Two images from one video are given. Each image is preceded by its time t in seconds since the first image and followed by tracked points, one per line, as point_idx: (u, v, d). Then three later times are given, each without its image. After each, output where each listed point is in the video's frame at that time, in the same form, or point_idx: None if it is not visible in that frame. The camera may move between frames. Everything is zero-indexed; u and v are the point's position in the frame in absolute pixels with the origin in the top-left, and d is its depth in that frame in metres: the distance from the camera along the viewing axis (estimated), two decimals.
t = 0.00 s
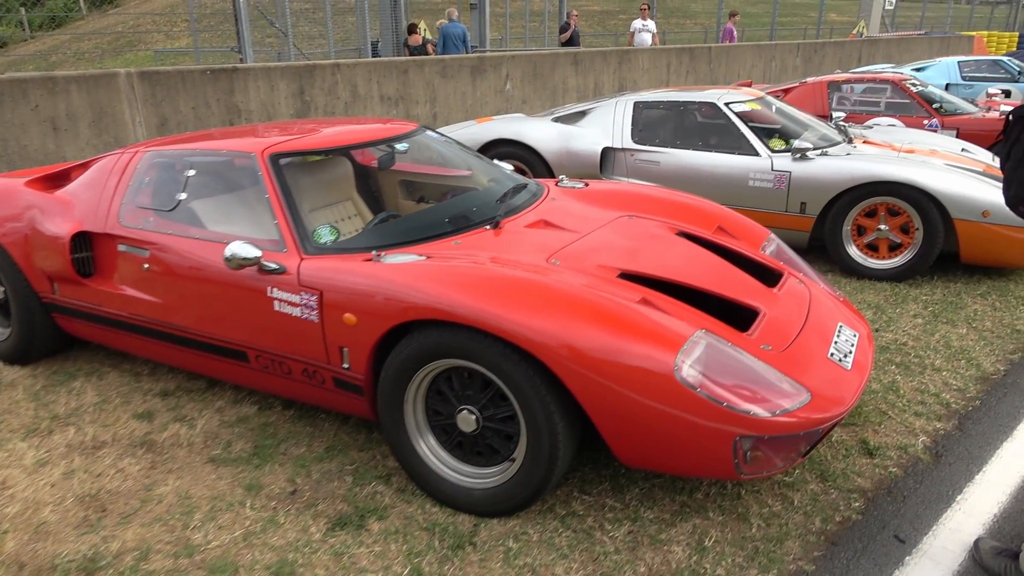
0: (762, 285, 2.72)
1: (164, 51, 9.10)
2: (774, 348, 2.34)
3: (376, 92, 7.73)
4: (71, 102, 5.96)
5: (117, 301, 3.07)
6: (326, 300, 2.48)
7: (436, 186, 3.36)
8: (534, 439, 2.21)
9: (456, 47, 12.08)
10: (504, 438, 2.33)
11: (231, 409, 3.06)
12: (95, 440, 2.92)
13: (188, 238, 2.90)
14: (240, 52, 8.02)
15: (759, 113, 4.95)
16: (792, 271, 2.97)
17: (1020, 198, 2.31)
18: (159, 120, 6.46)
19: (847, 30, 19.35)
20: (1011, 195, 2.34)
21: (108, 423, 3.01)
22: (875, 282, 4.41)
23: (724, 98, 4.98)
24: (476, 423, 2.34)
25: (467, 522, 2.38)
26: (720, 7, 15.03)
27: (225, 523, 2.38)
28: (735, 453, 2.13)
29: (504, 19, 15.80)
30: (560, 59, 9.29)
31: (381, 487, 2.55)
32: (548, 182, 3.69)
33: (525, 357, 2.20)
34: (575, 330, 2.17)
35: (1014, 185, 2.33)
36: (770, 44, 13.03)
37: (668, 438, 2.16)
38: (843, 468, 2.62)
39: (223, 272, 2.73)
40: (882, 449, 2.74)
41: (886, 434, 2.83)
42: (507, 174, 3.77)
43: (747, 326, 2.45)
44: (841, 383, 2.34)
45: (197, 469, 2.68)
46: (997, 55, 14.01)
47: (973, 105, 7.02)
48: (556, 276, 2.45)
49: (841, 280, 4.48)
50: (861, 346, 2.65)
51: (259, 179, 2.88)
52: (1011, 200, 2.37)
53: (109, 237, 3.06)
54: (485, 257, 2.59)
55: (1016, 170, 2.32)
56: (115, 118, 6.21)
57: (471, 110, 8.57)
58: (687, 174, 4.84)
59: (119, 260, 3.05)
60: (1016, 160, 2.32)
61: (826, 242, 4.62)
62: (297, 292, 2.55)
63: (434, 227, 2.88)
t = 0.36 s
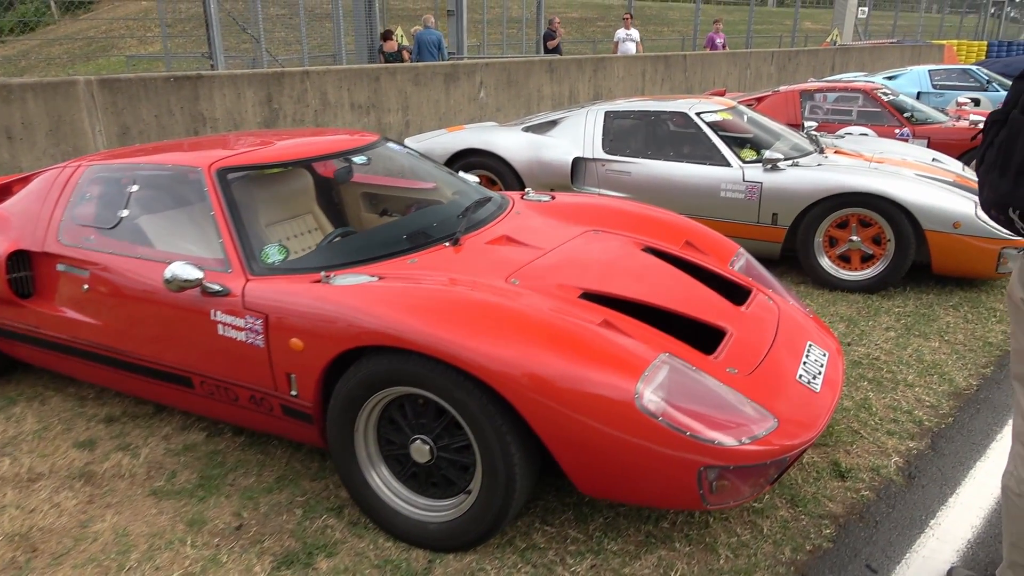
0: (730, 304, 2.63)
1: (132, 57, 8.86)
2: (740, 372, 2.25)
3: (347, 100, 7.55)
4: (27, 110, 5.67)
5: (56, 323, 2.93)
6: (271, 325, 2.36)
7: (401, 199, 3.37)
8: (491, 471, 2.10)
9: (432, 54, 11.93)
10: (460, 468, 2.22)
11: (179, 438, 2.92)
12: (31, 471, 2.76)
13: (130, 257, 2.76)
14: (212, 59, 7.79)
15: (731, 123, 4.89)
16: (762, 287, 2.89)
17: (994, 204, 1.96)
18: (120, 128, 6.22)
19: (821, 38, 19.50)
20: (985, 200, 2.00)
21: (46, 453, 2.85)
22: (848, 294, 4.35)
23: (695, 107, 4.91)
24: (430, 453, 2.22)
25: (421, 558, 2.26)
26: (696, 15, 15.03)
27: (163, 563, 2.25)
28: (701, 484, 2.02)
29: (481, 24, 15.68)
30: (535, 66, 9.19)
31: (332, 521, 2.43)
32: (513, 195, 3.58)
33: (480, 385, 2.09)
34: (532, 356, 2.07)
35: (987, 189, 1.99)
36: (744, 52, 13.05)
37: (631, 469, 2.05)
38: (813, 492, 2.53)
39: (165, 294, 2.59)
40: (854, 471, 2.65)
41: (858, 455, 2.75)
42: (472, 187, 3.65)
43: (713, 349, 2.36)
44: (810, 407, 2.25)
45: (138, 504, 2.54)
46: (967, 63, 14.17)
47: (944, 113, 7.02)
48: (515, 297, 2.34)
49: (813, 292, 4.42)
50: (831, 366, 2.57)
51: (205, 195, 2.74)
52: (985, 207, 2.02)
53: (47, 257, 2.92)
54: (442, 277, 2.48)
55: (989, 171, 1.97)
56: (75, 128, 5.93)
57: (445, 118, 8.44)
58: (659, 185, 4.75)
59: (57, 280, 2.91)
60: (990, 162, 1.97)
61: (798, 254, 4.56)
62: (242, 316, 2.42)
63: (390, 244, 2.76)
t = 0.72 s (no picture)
0: (701, 316, 2.55)
1: (98, 63, 8.66)
2: (711, 389, 2.16)
3: (317, 106, 7.40)
4: None
5: None
6: (220, 343, 2.24)
7: (364, 207, 3.32)
8: (450, 496, 1.99)
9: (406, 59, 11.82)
10: (418, 493, 2.11)
11: (128, 461, 2.79)
12: None
13: (75, 272, 2.64)
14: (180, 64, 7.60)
15: (703, 129, 4.83)
16: (734, 298, 2.82)
17: (987, 198, 2.00)
18: (80, 136, 6.02)
19: (795, 43, 19.65)
20: (979, 195, 2.03)
21: None
22: (822, 302, 4.31)
23: (668, 113, 4.85)
24: (387, 477, 2.11)
25: None
26: (671, 20, 15.06)
27: None
28: (671, 507, 1.93)
29: (456, 30, 15.59)
30: (508, 72, 9.11)
31: (287, 548, 2.31)
32: (481, 203, 3.49)
33: (438, 407, 1.98)
34: (492, 375, 1.97)
35: (980, 183, 2.03)
36: (719, 57, 13.08)
37: (597, 493, 1.95)
38: (788, 510, 2.45)
39: (110, 311, 2.46)
40: (829, 487, 2.58)
41: (834, 470, 2.68)
42: (438, 195, 3.55)
43: (683, 365, 2.28)
44: (783, 425, 2.17)
45: (81, 532, 2.40)
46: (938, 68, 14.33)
47: (916, 118, 7.03)
48: (477, 312, 2.24)
49: (788, 300, 4.37)
50: (803, 380, 2.50)
51: (152, 207, 2.62)
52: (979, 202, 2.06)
53: None
54: (400, 291, 2.37)
55: (983, 166, 2.01)
56: (31, 134, 5.73)
57: (418, 125, 8.33)
58: (632, 193, 4.68)
59: None
60: (985, 156, 2.01)
61: (772, 261, 4.50)
62: (189, 335, 2.31)
63: (349, 257, 2.65)
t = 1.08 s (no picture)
0: (675, 328, 2.45)
1: (58, 65, 8.40)
2: (685, 407, 2.06)
3: (282, 110, 7.23)
4: None
5: None
6: (164, 365, 2.10)
7: (328, 215, 3.17)
8: (411, 527, 1.87)
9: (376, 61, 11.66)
10: (377, 522, 1.98)
11: (72, 487, 2.62)
12: None
13: (13, 289, 2.51)
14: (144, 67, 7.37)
15: (676, 133, 4.75)
16: (709, 308, 2.72)
17: (970, 192, 1.92)
18: (34, 141, 5.76)
19: (766, 46, 19.78)
20: (961, 188, 1.96)
21: None
22: (797, 308, 4.25)
23: (641, 116, 4.76)
24: (344, 505, 1.98)
25: None
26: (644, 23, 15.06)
27: None
28: (645, 534, 1.81)
29: (426, 32, 15.45)
30: (479, 74, 9.00)
31: None
32: (448, 211, 3.37)
33: (397, 432, 1.85)
34: (454, 397, 1.84)
35: (962, 177, 1.95)
36: (691, 60, 13.09)
37: (566, 521, 1.83)
38: (766, 530, 2.36)
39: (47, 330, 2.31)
40: (808, 504, 2.49)
41: (812, 485, 2.60)
42: (404, 202, 3.43)
43: (657, 382, 2.18)
44: (760, 445, 2.08)
45: (17, 567, 2.24)
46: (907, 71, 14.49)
47: (888, 121, 7.03)
48: (438, 328, 2.11)
49: (763, 306, 4.31)
50: (781, 394, 2.42)
51: (94, 218, 2.46)
52: (961, 196, 1.98)
53: None
54: (359, 307, 2.24)
55: (967, 158, 1.93)
56: None
57: (387, 128, 8.18)
58: (604, 198, 4.58)
59: None
60: (968, 150, 1.94)
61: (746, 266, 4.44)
62: (131, 355, 2.16)
63: (305, 270, 2.52)
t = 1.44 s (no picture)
0: (649, 343, 2.33)
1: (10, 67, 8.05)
2: (661, 431, 1.94)
3: (243, 111, 6.99)
4: None
5: None
6: (97, 397, 1.93)
7: (284, 224, 2.96)
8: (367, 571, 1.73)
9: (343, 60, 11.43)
10: (332, 562, 1.83)
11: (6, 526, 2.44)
12: None
13: None
14: (102, 69, 7.06)
15: (646, 133, 4.65)
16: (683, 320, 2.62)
17: (920, 196, 1.92)
18: None
19: (735, 42, 19.86)
20: (913, 193, 1.95)
21: None
22: (772, 311, 4.17)
23: (609, 117, 4.65)
24: (295, 546, 1.84)
25: None
26: (615, 20, 14.98)
27: None
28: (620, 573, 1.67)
29: (394, 30, 15.23)
30: (447, 73, 8.84)
31: None
32: (411, 218, 3.22)
33: (350, 469, 1.71)
34: (412, 429, 1.70)
35: (912, 182, 1.95)
36: (661, 57, 13.04)
37: (535, 562, 1.69)
38: (747, 554, 2.25)
39: None
40: (789, 524, 2.39)
41: (793, 503, 2.50)
42: (365, 211, 3.27)
43: (631, 403, 2.05)
44: (741, 469, 1.96)
45: None
46: (874, 67, 14.60)
47: (859, 118, 7.00)
48: (395, 351, 1.97)
49: (738, 310, 4.22)
50: (760, 411, 2.32)
51: (24, 236, 2.28)
52: (915, 200, 1.98)
53: None
54: (311, 329, 2.08)
55: (915, 164, 1.93)
56: None
57: (353, 130, 7.98)
58: (573, 201, 4.46)
59: None
60: (916, 157, 1.93)
61: (720, 269, 4.35)
62: (62, 387, 2.00)
63: (255, 287, 2.36)
